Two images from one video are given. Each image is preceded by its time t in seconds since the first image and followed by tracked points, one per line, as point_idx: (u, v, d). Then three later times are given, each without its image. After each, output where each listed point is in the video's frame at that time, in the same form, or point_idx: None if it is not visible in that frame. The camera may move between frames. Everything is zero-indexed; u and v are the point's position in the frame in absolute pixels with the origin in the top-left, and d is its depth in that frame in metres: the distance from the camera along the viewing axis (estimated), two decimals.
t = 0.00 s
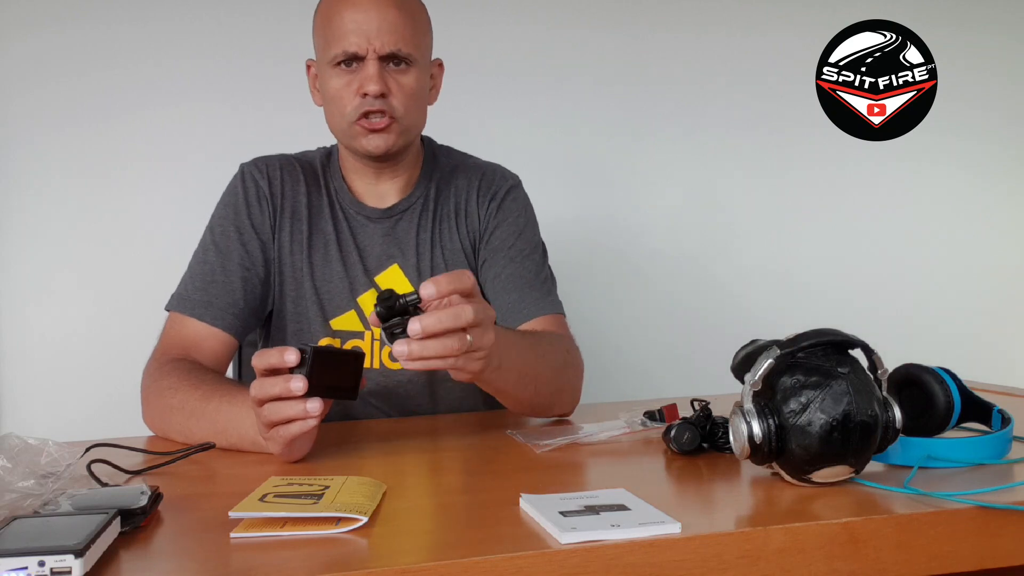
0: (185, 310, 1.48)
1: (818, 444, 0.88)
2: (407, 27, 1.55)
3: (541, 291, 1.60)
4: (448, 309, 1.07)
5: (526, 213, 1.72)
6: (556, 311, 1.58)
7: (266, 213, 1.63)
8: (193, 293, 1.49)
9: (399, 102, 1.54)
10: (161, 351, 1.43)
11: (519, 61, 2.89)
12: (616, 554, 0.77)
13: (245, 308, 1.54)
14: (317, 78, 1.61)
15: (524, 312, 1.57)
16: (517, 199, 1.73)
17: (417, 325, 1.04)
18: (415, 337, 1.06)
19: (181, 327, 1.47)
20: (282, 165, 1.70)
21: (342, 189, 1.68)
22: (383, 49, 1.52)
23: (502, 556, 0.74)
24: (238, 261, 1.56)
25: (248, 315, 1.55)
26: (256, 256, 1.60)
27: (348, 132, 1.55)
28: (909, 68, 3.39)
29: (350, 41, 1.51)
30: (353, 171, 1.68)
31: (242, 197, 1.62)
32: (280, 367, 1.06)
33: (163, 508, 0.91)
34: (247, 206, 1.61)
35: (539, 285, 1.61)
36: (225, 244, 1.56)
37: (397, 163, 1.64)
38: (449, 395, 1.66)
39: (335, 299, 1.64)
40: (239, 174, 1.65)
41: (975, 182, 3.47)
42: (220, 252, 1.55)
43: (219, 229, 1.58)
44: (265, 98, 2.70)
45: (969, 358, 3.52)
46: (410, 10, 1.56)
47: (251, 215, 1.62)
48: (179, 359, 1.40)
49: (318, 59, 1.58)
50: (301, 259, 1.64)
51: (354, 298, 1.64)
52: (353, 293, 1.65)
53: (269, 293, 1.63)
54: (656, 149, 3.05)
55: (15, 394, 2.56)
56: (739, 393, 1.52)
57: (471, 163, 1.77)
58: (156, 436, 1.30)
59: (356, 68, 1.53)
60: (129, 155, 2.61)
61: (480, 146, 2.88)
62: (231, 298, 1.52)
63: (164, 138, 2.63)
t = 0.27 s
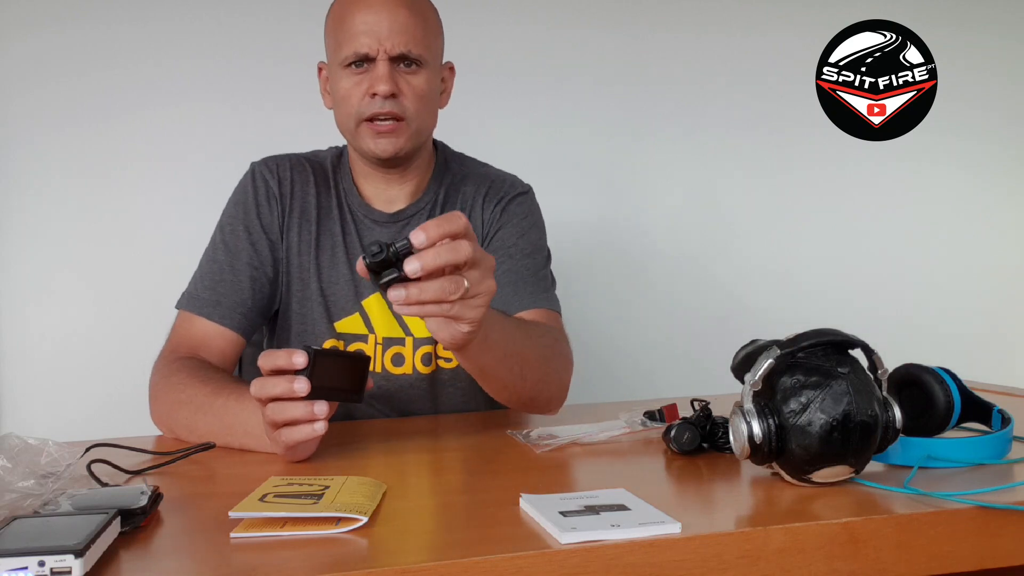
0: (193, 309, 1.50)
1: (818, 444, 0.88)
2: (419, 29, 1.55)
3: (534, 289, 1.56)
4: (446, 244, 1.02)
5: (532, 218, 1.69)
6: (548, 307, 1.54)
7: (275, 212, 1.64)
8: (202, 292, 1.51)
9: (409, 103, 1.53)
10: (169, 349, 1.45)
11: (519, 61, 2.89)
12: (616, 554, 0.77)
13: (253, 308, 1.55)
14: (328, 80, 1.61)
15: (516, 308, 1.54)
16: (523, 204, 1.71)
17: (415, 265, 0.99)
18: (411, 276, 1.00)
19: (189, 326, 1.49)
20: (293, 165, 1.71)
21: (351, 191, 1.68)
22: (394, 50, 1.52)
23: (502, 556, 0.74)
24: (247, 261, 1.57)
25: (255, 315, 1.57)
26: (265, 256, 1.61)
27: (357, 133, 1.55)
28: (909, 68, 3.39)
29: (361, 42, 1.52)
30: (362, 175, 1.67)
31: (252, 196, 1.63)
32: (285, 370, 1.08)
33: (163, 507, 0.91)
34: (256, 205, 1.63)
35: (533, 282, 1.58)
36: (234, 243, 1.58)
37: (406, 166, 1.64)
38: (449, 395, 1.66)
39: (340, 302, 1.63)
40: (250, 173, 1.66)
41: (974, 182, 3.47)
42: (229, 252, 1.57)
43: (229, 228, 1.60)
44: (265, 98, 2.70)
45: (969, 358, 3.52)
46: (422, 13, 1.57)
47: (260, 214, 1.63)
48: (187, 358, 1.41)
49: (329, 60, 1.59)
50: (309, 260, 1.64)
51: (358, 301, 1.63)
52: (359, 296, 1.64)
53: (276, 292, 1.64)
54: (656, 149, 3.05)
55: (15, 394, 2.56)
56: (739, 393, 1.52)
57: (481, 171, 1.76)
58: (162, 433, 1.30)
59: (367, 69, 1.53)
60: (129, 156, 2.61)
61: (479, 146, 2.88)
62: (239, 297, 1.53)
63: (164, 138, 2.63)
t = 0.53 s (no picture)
0: (193, 309, 1.51)
1: (818, 444, 0.88)
2: (416, 27, 1.55)
3: (519, 297, 1.51)
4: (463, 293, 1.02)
5: (527, 228, 1.65)
6: (529, 322, 1.48)
7: (272, 211, 1.64)
8: (201, 291, 1.52)
9: (405, 100, 1.53)
10: (170, 349, 1.46)
11: (519, 61, 2.89)
12: (616, 554, 0.77)
13: (252, 307, 1.56)
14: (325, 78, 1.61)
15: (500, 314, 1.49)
16: (521, 214, 1.67)
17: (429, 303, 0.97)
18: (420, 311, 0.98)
19: (189, 326, 1.50)
20: (290, 163, 1.72)
21: (347, 190, 1.69)
22: (391, 47, 1.52)
23: (502, 556, 0.74)
24: (245, 259, 1.58)
25: (255, 314, 1.57)
26: (263, 254, 1.61)
27: (353, 130, 1.54)
28: (909, 68, 3.39)
29: (357, 38, 1.52)
30: (359, 174, 1.67)
31: (250, 195, 1.64)
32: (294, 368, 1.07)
33: (163, 508, 0.91)
34: (253, 203, 1.63)
35: (516, 292, 1.52)
36: (232, 242, 1.58)
37: (403, 164, 1.63)
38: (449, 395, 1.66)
39: (333, 301, 1.63)
40: (247, 171, 1.67)
41: (974, 182, 3.47)
42: (227, 250, 1.57)
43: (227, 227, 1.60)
44: (265, 98, 2.70)
45: (969, 358, 3.52)
46: (420, 10, 1.57)
47: (257, 212, 1.63)
48: (188, 359, 1.42)
49: (326, 57, 1.59)
50: (303, 258, 1.64)
51: (351, 302, 1.64)
52: (351, 297, 1.64)
53: (274, 291, 1.64)
54: (656, 149, 3.05)
55: (15, 394, 2.56)
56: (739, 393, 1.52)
57: (482, 181, 1.74)
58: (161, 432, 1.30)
59: (363, 66, 1.53)
60: (129, 156, 2.61)
61: (479, 146, 2.88)
62: (239, 297, 1.54)
63: (164, 138, 2.63)
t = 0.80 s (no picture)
0: (188, 310, 1.50)
1: (818, 444, 0.88)
2: (408, 29, 1.55)
3: (515, 298, 1.50)
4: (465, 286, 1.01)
5: (524, 229, 1.64)
6: (526, 323, 1.48)
7: (267, 211, 1.64)
8: (197, 292, 1.52)
9: (399, 103, 1.53)
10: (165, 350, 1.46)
11: (519, 61, 2.89)
12: (615, 554, 0.77)
13: (248, 308, 1.55)
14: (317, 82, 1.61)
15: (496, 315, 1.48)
16: (518, 216, 1.66)
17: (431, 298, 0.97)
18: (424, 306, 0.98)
19: (184, 326, 1.49)
20: (286, 164, 1.72)
21: (342, 191, 1.69)
22: (384, 50, 1.52)
23: (502, 556, 0.74)
24: (241, 260, 1.58)
25: (250, 314, 1.57)
26: (259, 255, 1.61)
27: (347, 134, 1.54)
28: (909, 68, 3.39)
29: (350, 42, 1.52)
30: (355, 178, 1.67)
31: (246, 195, 1.64)
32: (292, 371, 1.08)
33: (163, 508, 0.90)
34: (249, 204, 1.63)
35: (514, 293, 1.52)
36: (228, 242, 1.58)
37: (398, 167, 1.63)
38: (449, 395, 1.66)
39: (328, 303, 1.63)
40: (242, 172, 1.67)
41: (975, 182, 3.47)
42: (223, 251, 1.57)
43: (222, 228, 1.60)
44: (265, 99, 2.70)
45: (968, 358, 3.52)
46: (412, 13, 1.57)
47: (253, 213, 1.63)
48: (183, 359, 1.42)
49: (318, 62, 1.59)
50: (299, 260, 1.64)
51: (346, 304, 1.63)
52: (346, 299, 1.64)
53: (269, 291, 1.64)
54: (656, 149, 3.05)
55: (15, 394, 2.56)
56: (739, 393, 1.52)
57: (479, 184, 1.74)
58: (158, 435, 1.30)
59: (356, 69, 1.53)
60: (129, 156, 2.61)
61: (479, 146, 2.88)
62: (234, 298, 1.53)
63: (164, 138, 2.63)
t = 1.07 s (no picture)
0: (189, 310, 1.51)
1: (818, 444, 0.88)
2: (408, 31, 1.54)
3: (516, 299, 1.50)
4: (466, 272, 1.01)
5: (525, 229, 1.64)
6: (528, 324, 1.48)
7: (269, 213, 1.64)
8: (198, 292, 1.52)
9: (400, 106, 1.54)
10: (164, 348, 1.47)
11: (519, 61, 2.89)
12: (615, 554, 0.77)
13: (247, 308, 1.56)
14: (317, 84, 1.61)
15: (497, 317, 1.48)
16: (518, 216, 1.66)
17: (434, 283, 0.97)
18: (426, 294, 0.98)
19: (185, 324, 1.50)
20: (289, 165, 1.72)
21: (343, 193, 1.69)
22: (383, 53, 1.52)
23: (502, 556, 0.74)
24: (241, 261, 1.58)
25: (250, 315, 1.57)
26: (260, 256, 1.61)
27: (349, 138, 1.55)
28: (909, 68, 3.39)
29: (349, 46, 1.51)
30: (355, 180, 1.68)
31: (248, 197, 1.64)
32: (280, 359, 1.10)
33: (163, 508, 0.90)
34: (251, 206, 1.63)
35: (515, 293, 1.52)
36: (229, 243, 1.58)
37: (400, 170, 1.64)
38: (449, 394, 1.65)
39: (329, 306, 1.63)
40: (245, 173, 1.67)
41: (975, 182, 3.47)
42: (224, 252, 1.57)
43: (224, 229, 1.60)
44: (265, 98, 2.70)
45: (968, 358, 3.52)
46: (411, 14, 1.56)
47: (255, 215, 1.63)
48: (182, 356, 1.43)
49: (317, 63, 1.59)
50: (301, 265, 1.64)
51: (345, 308, 1.63)
52: (345, 302, 1.64)
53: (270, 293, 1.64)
54: (656, 150, 3.05)
55: (15, 394, 2.56)
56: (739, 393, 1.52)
57: (479, 185, 1.74)
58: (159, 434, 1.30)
59: (356, 72, 1.53)
60: (129, 156, 2.61)
61: (479, 146, 2.88)
62: (234, 298, 1.54)
63: (164, 138, 2.63)
